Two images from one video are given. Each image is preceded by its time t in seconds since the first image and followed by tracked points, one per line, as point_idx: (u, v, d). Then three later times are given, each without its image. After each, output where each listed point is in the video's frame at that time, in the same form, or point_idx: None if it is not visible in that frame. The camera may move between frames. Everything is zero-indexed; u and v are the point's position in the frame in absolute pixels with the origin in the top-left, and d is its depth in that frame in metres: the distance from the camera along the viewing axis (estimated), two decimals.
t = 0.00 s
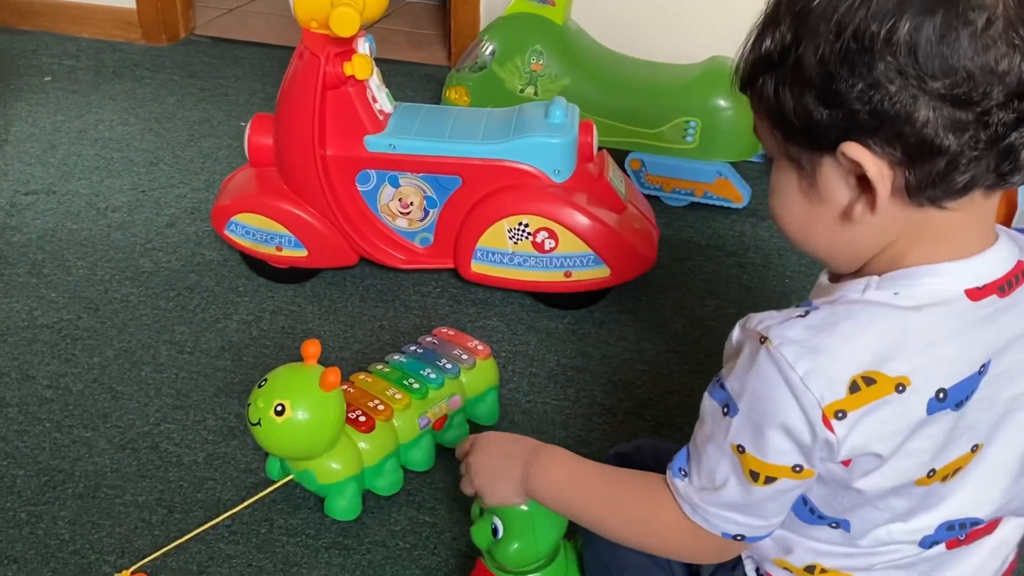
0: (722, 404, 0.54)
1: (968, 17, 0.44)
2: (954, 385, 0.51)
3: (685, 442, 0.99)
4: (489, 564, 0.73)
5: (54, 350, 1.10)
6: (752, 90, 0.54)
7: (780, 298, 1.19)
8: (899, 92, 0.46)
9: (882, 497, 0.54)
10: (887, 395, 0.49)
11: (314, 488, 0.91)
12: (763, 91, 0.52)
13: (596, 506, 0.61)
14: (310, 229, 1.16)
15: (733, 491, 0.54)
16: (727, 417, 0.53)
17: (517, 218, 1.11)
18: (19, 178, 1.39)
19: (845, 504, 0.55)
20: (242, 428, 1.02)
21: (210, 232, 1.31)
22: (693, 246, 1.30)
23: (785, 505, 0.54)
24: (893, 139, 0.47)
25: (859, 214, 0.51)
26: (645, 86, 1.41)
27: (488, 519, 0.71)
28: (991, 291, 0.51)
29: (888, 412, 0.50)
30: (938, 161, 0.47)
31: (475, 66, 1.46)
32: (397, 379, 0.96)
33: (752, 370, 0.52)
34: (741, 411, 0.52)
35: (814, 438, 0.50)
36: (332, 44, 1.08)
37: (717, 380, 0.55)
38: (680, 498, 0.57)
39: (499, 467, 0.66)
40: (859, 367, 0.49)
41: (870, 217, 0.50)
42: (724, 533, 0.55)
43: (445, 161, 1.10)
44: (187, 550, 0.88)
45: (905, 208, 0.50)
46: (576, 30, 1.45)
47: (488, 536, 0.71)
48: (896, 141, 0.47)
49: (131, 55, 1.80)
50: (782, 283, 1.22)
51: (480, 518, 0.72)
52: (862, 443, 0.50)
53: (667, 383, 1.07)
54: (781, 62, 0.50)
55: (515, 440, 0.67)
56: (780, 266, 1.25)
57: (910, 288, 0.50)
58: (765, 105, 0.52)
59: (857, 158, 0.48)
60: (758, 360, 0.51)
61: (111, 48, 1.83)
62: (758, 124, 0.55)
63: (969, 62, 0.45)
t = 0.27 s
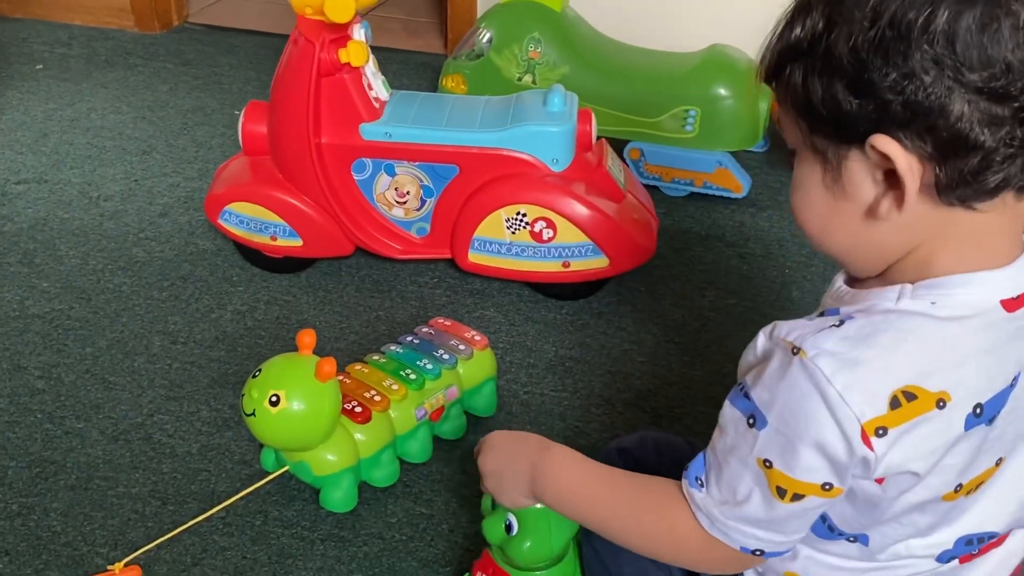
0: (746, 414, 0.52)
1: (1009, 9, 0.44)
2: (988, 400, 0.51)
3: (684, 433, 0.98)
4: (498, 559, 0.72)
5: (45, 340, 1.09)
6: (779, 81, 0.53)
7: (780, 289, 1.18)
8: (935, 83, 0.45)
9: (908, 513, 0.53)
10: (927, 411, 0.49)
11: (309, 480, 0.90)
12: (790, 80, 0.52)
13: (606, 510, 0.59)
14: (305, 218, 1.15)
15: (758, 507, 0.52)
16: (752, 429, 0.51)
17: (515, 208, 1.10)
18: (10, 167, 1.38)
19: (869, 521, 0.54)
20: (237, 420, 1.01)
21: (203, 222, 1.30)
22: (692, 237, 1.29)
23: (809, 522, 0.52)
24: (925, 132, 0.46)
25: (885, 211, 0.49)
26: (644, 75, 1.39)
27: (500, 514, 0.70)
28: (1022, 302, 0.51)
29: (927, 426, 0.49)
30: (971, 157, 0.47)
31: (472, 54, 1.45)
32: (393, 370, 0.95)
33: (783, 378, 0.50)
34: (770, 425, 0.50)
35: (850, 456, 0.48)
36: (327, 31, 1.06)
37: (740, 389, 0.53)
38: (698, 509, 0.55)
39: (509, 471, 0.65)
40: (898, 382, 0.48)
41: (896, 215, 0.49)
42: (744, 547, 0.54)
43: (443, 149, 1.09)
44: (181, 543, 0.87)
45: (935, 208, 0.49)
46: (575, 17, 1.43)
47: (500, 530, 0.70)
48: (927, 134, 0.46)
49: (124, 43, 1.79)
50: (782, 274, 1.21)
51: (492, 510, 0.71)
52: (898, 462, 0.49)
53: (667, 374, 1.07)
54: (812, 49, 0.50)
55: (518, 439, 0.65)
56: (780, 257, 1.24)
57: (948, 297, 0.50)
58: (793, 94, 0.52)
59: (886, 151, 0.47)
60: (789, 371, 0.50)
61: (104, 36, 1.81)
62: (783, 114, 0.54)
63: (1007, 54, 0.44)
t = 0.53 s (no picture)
0: (750, 416, 0.52)
1: None
2: (994, 404, 0.50)
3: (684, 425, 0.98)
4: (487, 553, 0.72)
5: (37, 332, 1.08)
6: (795, 71, 0.52)
7: (779, 281, 1.17)
8: (954, 88, 0.44)
9: (908, 516, 0.52)
10: (932, 415, 0.48)
11: (305, 471, 0.89)
12: (805, 73, 0.51)
13: (621, 514, 0.59)
14: (300, 209, 1.14)
15: (767, 510, 0.52)
16: (756, 430, 0.51)
17: (512, 198, 1.09)
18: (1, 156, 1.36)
19: (867, 522, 0.54)
20: (232, 411, 1.00)
21: (197, 212, 1.29)
22: (692, 228, 1.28)
23: (817, 523, 0.52)
24: (942, 137, 0.46)
25: (899, 213, 0.49)
26: (643, 64, 1.38)
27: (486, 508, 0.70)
28: None
29: (933, 430, 0.48)
30: (988, 164, 0.46)
31: (468, 43, 1.44)
32: (390, 361, 0.94)
33: (789, 377, 0.50)
34: (775, 425, 0.50)
35: (854, 456, 0.48)
36: (321, 19, 1.05)
37: (742, 389, 0.53)
38: (705, 514, 0.55)
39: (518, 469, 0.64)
40: (902, 385, 0.48)
41: (911, 217, 0.49)
42: (754, 552, 0.54)
43: (440, 139, 1.08)
44: (175, 535, 0.87)
45: (947, 211, 0.48)
46: (573, 7, 1.42)
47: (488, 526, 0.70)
48: (944, 140, 0.46)
49: (117, 32, 1.77)
50: (781, 265, 1.20)
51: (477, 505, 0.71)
52: (901, 464, 0.49)
53: (665, 365, 1.06)
54: (829, 42, 0.49)
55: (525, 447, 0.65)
56: (779, 248, 1.24)
57: (956, 298, 0.49)
58: (808, 88, 0.51)
59: (902, 155, 0.46)
60: (794, 370, 0.49)
61: (96, 25, 1.79)
62: (797, 107, 0.53)
63: None
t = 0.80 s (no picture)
0: (732, 406, 0.49)
1: (998, 7, 0.41)
2: (966, 390, 0.48)
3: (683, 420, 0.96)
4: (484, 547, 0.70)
5: (25, 327, 1.06)
6: (768, 57, 0.51)
7: (780, 274, 1.16)
8: (920, 80, 0.43)
9: (881, 501, 0.52)
10: (906, 395, 0.46)
11: (298, 469, 0.87)
12: (777, 60, 0.49)
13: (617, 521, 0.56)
14: (293, 201, 1.12)
15: (767, 498, 0.49)
16: (740, 419, 0.49)
17: (509, 190, 1.07)
18: None
19: (841, 504, 0.54)
20: (223, 407, 0.98)
21: (188, 205, 1.27)
22: (691, 221, 1.26)
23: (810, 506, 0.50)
24: (911, 128, 0.44)
25: (872, 201, 0.48)
26: (641, 54, 1.36)
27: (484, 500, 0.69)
28: (1012, 294, 0.49)
29: (906, 412, 0.47)
30: (958, 153, 0.44)
31: (464, 33, 1.42)
32: (384, 356, 0.92)
33: (763, 364, 0.48)
34: (759, 412, 0.48)
35: (831, 436, 0.47)
36: (314, 7, 1.03)
37: (721, 379, 0.51)
38: (702, 520, 0.52)
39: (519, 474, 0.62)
40: (875, 365, 0.46)
41: (884, 206, 0.47)
42: (756, 548, 0.51)
43: (435, 130, 1.06)
44: (165, 533, 0.85)
45: (921, 196, 0.47)
46: None
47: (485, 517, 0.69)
48: (913, 131, 0.44)
49: (106, 22, 1.75)
50: (782, 259, 1.19)
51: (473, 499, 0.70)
52: (870, 440, 0.47)
53: (664, 360, 1.04)
54: (800, 31, 0.47)
55: (513, 463, 0.63)
56: (780, 241, 1.22)
57: (933, 281, 0.47)
58: (781, 77, 0.50)
59: (873, 146, 0.45)
60: (768, 357, 0.48)
61: (85, 15, 1.77)
62: (772, 93, 0.52)
63: (997, 53, 0.41)
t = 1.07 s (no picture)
0: (728, 394, 0.49)
1: None
2: (967, 385, 0.48)
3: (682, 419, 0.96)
4: (462, 543, 0.71)
5: (20, 325, 1.05)
6: (766, 52, 0.50)
7: (780, 271, 1.15)
8: (919, 68, 0.43)
9: (882, 498, 0.52)
10: (908, 390, 0.46)
11: (295, 468, 0.87)
12: (775, 52, 0.49)
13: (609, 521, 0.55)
14: (289, 198, 1.12)
15: (754, 488, 0.49)
16: (736, 407, 0.48)
17: (506, 187, 1.07)
18: None
19: (841, 501, 0.53)
20: (219, 406, 0.97)
21: (184, 202, 1.26)
22: (690, 218, 1.26)
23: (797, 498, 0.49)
24: (910, 117, 0.44)
25: (870, 191, 0.47)
26: (639, 50, 1.36)
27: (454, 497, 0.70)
28: (1014, 289, 0.48)
29: (907, 407, 0.46)
30: (957, 142, 0.44)
31: (461, 29, 1.41)
32: (381, 354, 0.91)
33: (763, 357, 0.47)
34: (755, 401, 0.48)
35: (832, 430, 0.46)
36: (310, 3, 1.03)
37: (720, 366, 0.50)
38: (688, 502, 0.51)
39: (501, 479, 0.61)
40: (880, 357, 0.45)
41: (882, 195, 0.47)
42: (739, 534, 0.50)
43: (432, 127, 1.05)
44: (162, 533, 0.84)
45: (921, 188, 0.46)
46: None
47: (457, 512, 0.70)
48: (912, 119, 0.44)
49: (100, 17, 1.74)
50: (781, 256, 1.18)
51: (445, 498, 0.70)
52: (871, 436, 0.47)
53: (662, 358, 1.04)
54: (798, 25, 0.47)
55: (493, 461, 0.62)
56: (778, 238, 1.21)
57: (936, 275, 0.47)
58: (779, 69, 0.49)
59: (873, 136, 0.44)
60: (770, 348, 0.47)
61: (79, 11, 1.76)
62: (770, 86, 0.51)
63: (995, 40, 0.41)
